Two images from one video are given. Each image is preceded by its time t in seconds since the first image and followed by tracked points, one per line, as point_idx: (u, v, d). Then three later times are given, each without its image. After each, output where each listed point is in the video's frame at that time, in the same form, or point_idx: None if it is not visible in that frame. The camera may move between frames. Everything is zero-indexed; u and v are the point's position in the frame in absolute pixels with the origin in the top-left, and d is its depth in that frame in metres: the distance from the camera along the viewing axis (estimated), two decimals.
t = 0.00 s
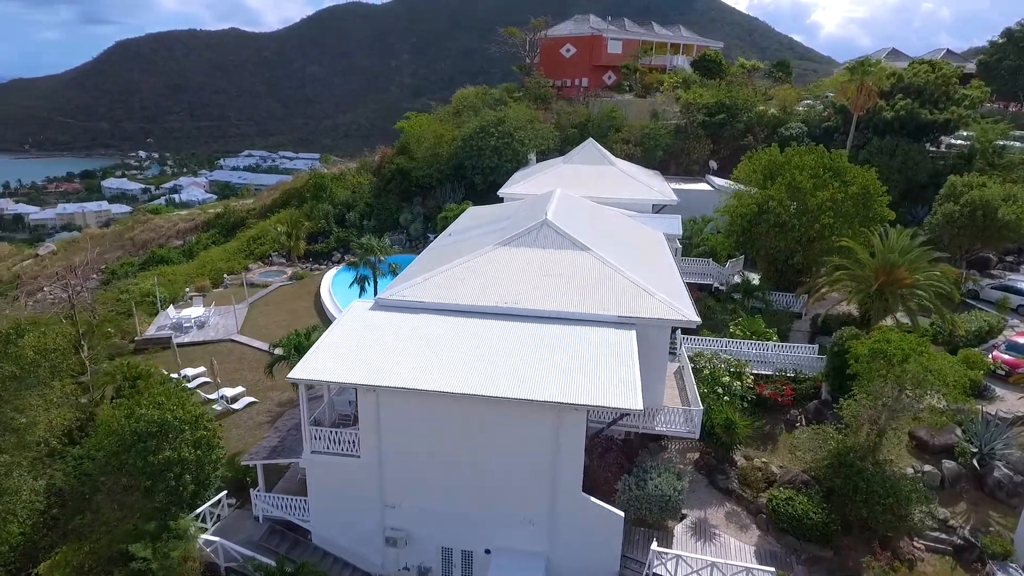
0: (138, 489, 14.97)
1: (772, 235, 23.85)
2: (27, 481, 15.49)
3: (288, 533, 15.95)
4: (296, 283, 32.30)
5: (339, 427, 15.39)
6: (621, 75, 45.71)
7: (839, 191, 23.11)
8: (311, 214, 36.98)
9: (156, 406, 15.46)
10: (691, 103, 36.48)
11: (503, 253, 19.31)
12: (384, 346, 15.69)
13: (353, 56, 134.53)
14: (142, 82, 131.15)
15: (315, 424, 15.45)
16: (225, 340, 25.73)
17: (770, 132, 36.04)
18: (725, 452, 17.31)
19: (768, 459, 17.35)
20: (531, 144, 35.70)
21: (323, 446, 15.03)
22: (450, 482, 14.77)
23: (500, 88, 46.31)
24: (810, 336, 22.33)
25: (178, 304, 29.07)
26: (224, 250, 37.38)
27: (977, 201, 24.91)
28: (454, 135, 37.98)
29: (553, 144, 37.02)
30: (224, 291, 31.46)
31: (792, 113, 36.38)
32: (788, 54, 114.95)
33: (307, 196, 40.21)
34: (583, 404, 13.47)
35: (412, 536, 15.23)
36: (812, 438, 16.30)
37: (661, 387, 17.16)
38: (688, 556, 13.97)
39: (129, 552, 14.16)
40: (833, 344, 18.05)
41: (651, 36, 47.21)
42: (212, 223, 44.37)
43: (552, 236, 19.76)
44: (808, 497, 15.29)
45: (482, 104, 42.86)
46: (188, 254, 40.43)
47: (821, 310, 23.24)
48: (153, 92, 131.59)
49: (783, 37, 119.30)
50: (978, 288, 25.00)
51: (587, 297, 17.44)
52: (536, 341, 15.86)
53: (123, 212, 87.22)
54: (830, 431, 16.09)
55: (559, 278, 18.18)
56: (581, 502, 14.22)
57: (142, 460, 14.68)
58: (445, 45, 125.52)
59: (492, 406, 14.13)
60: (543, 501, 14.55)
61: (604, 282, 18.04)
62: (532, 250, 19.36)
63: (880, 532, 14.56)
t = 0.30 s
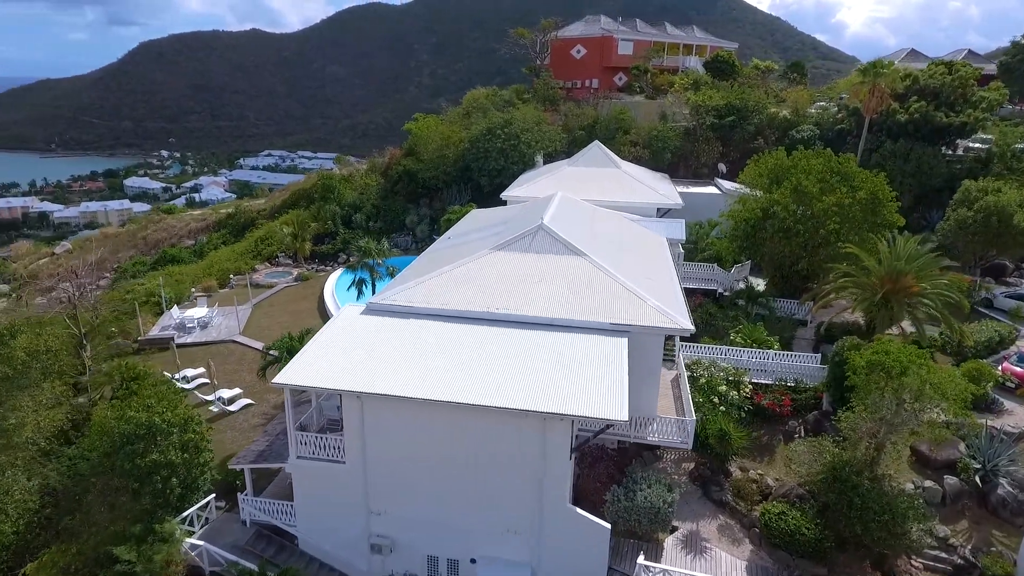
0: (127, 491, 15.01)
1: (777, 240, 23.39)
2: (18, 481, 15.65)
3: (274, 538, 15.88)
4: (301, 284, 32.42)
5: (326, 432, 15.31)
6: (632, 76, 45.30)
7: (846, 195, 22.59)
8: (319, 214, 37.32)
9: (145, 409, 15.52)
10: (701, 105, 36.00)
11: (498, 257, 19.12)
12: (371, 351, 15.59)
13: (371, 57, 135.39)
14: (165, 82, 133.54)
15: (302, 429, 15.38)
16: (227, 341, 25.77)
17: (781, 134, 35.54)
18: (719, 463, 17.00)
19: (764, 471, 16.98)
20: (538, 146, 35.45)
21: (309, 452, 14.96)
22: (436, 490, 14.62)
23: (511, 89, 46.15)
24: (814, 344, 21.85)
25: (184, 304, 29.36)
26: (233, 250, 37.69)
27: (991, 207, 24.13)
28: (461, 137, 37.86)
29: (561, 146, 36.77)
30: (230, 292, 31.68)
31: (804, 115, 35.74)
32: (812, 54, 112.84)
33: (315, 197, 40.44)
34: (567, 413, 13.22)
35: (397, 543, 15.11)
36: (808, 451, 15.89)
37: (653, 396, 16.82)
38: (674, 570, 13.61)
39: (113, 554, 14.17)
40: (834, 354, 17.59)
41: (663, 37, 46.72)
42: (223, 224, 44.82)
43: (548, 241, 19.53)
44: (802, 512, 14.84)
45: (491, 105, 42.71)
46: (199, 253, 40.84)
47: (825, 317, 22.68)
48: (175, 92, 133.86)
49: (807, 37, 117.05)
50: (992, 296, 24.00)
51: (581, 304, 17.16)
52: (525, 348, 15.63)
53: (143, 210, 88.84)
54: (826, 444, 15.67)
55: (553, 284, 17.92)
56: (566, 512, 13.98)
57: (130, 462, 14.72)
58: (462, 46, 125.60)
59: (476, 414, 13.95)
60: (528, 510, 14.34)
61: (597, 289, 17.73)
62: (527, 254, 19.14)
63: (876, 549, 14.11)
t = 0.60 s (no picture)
0: (112, 492, 15.12)
1: (777, 244, 22.96)
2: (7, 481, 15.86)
3: (258, 542, 15.85)
4: (303, 284, 32.55)
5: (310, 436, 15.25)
6: (639, 76, 44.94)
7: (847, 199, 22.13)
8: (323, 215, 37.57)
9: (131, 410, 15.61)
10: (707, 106, 35.60)
11: (489, 261, 18.97)
12: (356, 356, 15.50)
13: (385, 57, 135.97)
14: (184, 83, 135.58)
15: (286, 433, 15.33)
16: (226, 341, 25.82)
17: (789, 136, 35.07)
18: (710, 472, 16.70)
19: (755, 481, 16.67)
20: (542, 148, 35.21)
21: (292, 456, 14.91)
22: (418, 496, 14.49)
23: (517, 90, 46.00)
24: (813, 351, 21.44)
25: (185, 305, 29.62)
26: (238, 250, 37.97)
27: (1000, 212, 23.54)
28: (465, 138, 37.79)
29: (564, 147, 36.56)
30: (233, 292, 31.89)
31: (812, 117, 35.21)
32: (832, 54, 111.00)
33: (321, 198, 40.68)
34: (548, 421, 13.03)
35: (380, 548, 15.01)
36: (800, 462, 15.53)
37: (642, 403, 16.58)
38: None
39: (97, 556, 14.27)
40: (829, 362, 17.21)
41: (672, 37, 46.26)
42: (231, 224, 45.19)
43: (540, 245, 19.34)
44: (790, 524, 14.56)
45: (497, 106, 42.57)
46: (206, 253, 41.21)
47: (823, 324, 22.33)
48: (193, 92, 135.51)
49: (826, 36, 115.22)
50: (999, 303, 23.44)
51: (570, 309, 16.93)
52: (510, 354, 15.45)
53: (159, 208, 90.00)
54: (818, 455, 15.31)
55: (543, 289, 17.72)
56: (548, 521, 13.80)
57: (115, 464, 14.84)
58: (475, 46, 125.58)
59: (457, 421, 13.80)
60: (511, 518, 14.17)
61: (588, 293, 17.50)
62: (519, 259, 18.97)
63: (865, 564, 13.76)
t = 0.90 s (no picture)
0: (98, 493, 15.27)
1: (775, 248, 22.62)
2: None
3: (242, 543, 15.85)
4: (306, 284, 32.75)
5: (293, 439, 15.27)
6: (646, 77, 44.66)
7: (847, 202, 21.73)
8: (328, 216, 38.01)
9: (119, 409, 15.76)
10: (712, 107, 35.28)
11: (480, 264, 18.89)
12: (340, 359, 15.49)
13: (399, 58, 136.42)
14: (201, 84, 137.34)
15: (269, 435, 15.36)
16: (225, 341, 25.97)
17: (796, 137, 34.59)
18: (699, 480, 16.45)
19: (744, 490, 16.42)
20: (545, 149, 35.08)
21: (275, 458, 14.94)
22: (399, 500, 14.43)
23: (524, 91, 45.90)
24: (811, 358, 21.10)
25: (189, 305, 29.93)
26: (244, 250, 38.29)
27: (1006, 217, 23.03)
28: (469, 138, 37.77)
29: (568, 149, 36.40)
30: (237, 292, 32.15)
31: (820, 118, 34.69)
32: (851, 54, 109.25)
33: (327, 199, 40.98)
34: (525, 428, 12.90)
35: (362, 551, 14.98)
36: (788, 471, 15.24)
37: (629, 410, 16.41)
38: None
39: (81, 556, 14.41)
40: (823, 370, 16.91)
41: (680, 38, 45.91)
42: (239, 224, 45.60)
43: (532, 248, 19.22)
44: (776, 534, 14.29)
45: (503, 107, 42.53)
46: (213, 253, 41.63)
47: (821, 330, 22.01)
48: (210, 92, 137.25)
49: (846, 36, 113.56)
50: (1004, 310, 22.92)
51: (558, 313, 16.78)
52: (494, 358, 15.36)
53: (175, 207, 91.09)
54: (806, 465, 15.03)
55: (531, 292, 17.59)
56: (527, 527, 13.69)
57: (102, 463, 15.03)
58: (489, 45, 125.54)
59: (436, 427, 13.75)
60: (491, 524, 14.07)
61: (576, 298, 17.34)
62: (510, 262, 18.88)
63: None
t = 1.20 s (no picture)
0: (90, 491, 15.55)
1: (776, 252, 22.24)
2: None
3: (230, 543, 15.90)
4: (310, 285, 32.99)
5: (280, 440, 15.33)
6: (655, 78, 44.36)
7: (849, 207, 21.34)
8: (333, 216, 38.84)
9: (110, 409, 15.94)
10: (720, 109, 34.90)
11: (473, 267, 18.84)
12: (327, 361, 15.52)
13: (416, 58, 136.88)
14: (221, 84, 139.17)
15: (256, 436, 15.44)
16: (227, 341, 26.17)
17: (806, 139, 34.03)
18: (688, 487, 16.15)
19: (735, 499, 16.13)
20: (551, 150, 34.89)
21: (261, 459, 15.01)
22: (383, 503, 14.40)
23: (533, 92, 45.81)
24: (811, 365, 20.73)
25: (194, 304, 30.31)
26: (252, 250, 38.67)
27: (1016, 222, 22.42)
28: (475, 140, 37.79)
29: (574, 151, 36.23)
30: (243, 291, 32.48)
31: (830, 121, 34.04)
32: (875, 54, 107.16)
33: (335, 200, 41.31)
34: (505, 434, 12.80)
35: (347, 554, 15.00)
36: (778, 481, 14.97)
37: (618, 416, 16.28)
38: None
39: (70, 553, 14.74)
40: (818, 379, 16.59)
41: (692, 39, 45.50)
42: (249, 223, 46.06)
43: (526, 252, 19.13)
44: (761, 545, 13.95)
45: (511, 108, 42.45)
46: (223, 253, 42.07)
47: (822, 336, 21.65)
48: (229, 93, 139.11)
49: (869, 36, 111.56)
50: (1014, 318, 22.30)
51: (547, 317, 16.65)
52: (481, 363, 15.28)
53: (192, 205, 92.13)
54: (796, 475, 14.72)
55: (522, 296, 17.49)
56: (508, 533, 13.59)
57: (92, 462, 15.26)
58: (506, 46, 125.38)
59: (418, 431, 13.70)
60: (473, 529, 14.00)
61: (567, 302, 17.20)
62: (503, 265, 18.80)
63: None
